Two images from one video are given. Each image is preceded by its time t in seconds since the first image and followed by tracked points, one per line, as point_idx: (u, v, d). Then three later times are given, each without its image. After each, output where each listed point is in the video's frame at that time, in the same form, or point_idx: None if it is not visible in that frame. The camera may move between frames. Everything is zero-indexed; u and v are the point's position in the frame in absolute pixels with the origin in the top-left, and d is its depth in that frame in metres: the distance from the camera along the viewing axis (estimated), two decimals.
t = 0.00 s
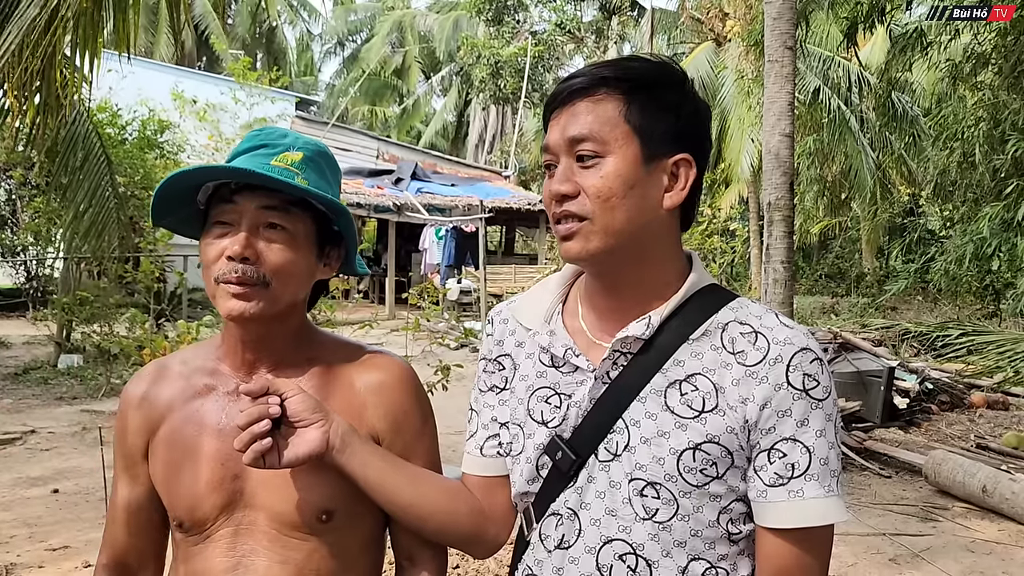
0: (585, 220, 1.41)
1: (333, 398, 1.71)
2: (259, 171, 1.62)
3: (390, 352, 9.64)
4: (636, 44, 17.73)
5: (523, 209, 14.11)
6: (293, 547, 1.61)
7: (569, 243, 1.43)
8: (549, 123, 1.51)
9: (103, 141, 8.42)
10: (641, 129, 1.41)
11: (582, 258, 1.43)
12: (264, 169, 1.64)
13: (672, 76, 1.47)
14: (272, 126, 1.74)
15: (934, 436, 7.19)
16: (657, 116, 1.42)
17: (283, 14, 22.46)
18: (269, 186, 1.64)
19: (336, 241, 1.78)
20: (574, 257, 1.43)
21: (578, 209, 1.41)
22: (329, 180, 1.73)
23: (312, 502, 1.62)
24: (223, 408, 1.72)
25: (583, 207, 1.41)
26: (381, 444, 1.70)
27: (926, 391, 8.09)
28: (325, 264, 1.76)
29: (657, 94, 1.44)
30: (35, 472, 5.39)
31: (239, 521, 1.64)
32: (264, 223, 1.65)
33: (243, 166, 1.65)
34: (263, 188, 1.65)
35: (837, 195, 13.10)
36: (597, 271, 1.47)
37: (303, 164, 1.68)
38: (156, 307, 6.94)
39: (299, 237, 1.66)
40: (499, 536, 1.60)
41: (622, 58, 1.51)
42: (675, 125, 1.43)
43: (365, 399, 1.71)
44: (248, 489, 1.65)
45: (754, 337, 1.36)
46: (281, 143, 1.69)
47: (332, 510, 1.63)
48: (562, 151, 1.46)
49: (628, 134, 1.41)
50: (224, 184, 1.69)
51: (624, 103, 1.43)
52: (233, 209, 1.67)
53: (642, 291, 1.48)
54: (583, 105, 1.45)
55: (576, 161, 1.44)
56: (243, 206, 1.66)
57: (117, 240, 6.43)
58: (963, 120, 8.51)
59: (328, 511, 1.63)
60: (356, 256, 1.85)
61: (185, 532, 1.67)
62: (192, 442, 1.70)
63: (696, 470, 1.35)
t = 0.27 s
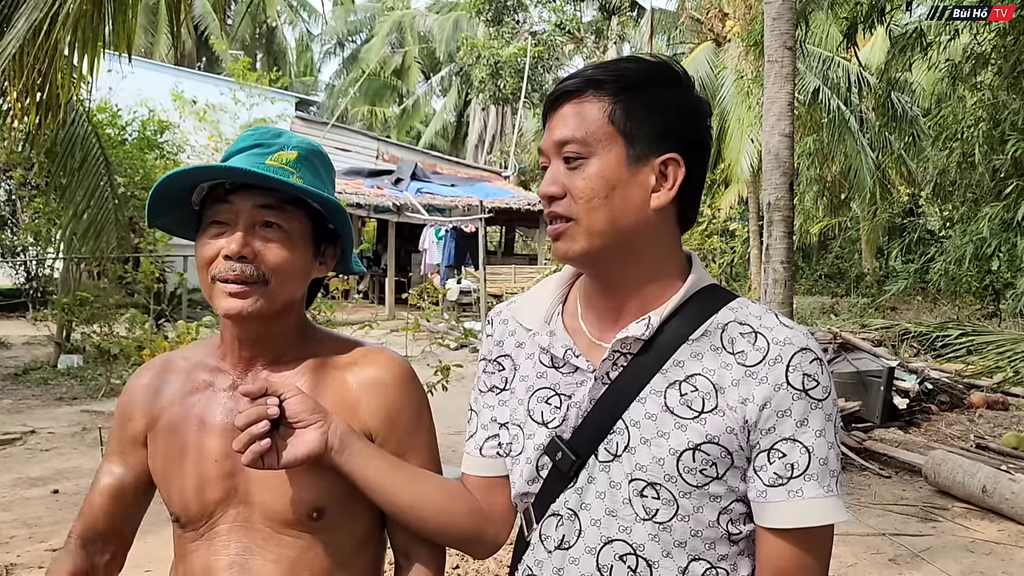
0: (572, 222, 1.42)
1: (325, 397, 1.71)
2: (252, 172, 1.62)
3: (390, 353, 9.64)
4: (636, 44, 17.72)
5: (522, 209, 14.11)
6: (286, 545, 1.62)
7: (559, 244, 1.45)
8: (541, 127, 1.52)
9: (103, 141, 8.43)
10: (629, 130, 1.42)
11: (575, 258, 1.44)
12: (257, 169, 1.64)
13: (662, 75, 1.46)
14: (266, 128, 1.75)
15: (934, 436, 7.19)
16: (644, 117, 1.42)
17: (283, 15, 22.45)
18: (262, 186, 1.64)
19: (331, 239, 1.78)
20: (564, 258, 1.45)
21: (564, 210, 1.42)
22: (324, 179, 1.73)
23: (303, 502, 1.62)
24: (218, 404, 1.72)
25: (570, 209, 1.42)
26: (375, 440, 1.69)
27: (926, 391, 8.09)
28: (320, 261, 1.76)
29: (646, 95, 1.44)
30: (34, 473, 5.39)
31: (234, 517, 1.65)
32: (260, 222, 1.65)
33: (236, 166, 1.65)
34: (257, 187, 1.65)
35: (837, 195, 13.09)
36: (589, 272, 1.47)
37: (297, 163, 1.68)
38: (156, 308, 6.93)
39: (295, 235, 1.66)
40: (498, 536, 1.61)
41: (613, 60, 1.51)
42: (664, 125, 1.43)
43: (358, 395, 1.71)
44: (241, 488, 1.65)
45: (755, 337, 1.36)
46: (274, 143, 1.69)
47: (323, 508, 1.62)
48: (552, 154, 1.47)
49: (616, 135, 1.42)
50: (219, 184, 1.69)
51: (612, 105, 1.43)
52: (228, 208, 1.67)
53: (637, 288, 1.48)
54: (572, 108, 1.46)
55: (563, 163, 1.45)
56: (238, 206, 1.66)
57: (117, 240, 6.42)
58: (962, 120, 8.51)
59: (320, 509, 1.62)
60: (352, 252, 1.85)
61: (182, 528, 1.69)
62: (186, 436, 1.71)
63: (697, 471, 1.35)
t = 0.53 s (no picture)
0: (574, 222, 1.42)
1: (337, 397, 1.72)
2: (258, 168, 1.62)
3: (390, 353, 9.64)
4: (636, 45, 17.72)
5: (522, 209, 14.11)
6: (293, 542, 1.61)
7: (560, 245, 1.44)
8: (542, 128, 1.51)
9: (103, 142, 8.43)
10: (630, 130, 1.42)
11: (578, 259, 1.44)
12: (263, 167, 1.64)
13: (662, 77, 1.47)
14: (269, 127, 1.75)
15: (934, 436, 7.20)
16: (645, 118, 1.42)
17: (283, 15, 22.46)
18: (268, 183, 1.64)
19: (336, 236, 1.79)
20: (568, 258, 1.44)
21: (565, 211, 1.42)
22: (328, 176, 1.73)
23: (318, 497, 1.62)
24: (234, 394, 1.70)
25: (572, 209, 1.41)
26: (387, 441, 1.72)
27: (926, 392, 8.10)
28: (326, 260, 1.76)
29: (646, 96, 1.44)
30: (34, 473, 5.39)
31: (240, 516, 1.63)
32: (267, 219, 1.65)
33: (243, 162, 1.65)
34: (263, 184, 1.65)
35: (837, 195, 13.08)
36: (594, 272, 1.47)
37: (303, 161, 1.68)
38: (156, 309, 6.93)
39: (302, 232, 1.67)
40: (498, 537, 1.60)
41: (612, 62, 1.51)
42: (663, 126, 1.43)
43: (371, 395, 1.72)
44: (252, 484, 1.64)
45: (754, 338, 1.36)
46: (279, 142, 1.69)
47: (340, 501, 1.63)
48: (553, 155, 1.47)
49: (617, 135, 1.41)
50: (226, 183, 1.69)
51: (613, 106, 1.43)
52: (236, 207, 1.67)
53: (643, 286, 1.48)
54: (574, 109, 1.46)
55: (564, 164, 1.45)
56: (246, 204, 1.66)
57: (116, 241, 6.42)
58: (962, 121, 8.52)
59: (335, 503, 1.63)
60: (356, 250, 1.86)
61: (183, 524, 1.63)
62: (198, 422, 1.68)
63: (696, 472, 1.35)
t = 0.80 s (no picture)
0: (582, 222, 1.41)
1: (349, 400, 1.73)
2: (274, 165, 1.62)
3: (389, 354, 9.65)
4: (635, 45, 17.72)
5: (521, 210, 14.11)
6: (300, 544, 1.60)
7: (566, 243, 1.44)
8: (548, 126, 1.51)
9: (101, 142, 8.43)
10: (636, 130, 1.42)
11: (587, 259, 1.43)
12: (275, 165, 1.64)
13: (667, 77, 1.47)
14: (277, 126, 1.75)
15: (933, 436, 7.21)
16: (652, 119, 1.43)
17: (282, 15, 22.43)
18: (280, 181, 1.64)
19: (347, 236, 1.80)
20: (576, 258, 1.44)
21: (572, 210, 1.42)
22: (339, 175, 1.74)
23: (332, 500, 1.64)
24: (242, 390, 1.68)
25: (580, 209, 1.41)
26: (394, 448, 1.75)
27: (925, 392, 8.10)
28: (339, 260, 1.78)
29: (650, 96, 1.44)
30: (33, 475, 5.39)
31: (246, 519, 1.60)
32: (279, 217, 1.65)
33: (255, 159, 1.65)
34: (275, 183, 1.66)
35: (836, 196, 13.08)
36: (602, 273, 1.47)
37: (314, 160, 1.69)
38: (154, 310, 6.93)
39: (315, 230, 1.68)
40: (498, 538, 1.60)
41: (613, 61, 1.51)
42: (668, 126, 1.43)
43: (382, 400, 1.76)
44: (261, 485, 1.62)
45: (753, 339, 1.36)
46: (291, 142, 1.70)
47: (353, 505, 1.66)
48: (558, 153, 1.47)
49: (623, 136, 1.42)
50: (238, 182, 1.69)
51: (619, 105, 1.43)
52: (250, 205, 1.67)
53: (650, 284, 1.48)
54: (582, 107, 1.45)
55: (571, 163, 1.45)
56: (258, 202, 1.66)
57: (116, 241, 6.43)
58: (961, 121, 8.53)
59: (348, 505, 1.65)
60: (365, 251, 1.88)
61: (187, 526, 1.58)
62: (202, 420, 1.65)
63: (695, 473, 1.35)
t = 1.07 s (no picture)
0: (581, 220, 1.41)
1: (350, 399, 1.73)
2: (277, 164, 1.62)
3: (388, 353, 9.66)
4: (633, 45, 17.73)
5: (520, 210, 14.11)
6: (299, 544, 1.60)
7: (565, 241, 1.44)
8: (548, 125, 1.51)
9: (100, 142, 8.42)
10: (637, 129, 1.42)
11: (586, 258, 1.43)
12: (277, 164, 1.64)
13: (668, 76, 1.47)
14: (279, 125, 1.75)
15: (932, 435, 7.21)
16: (652, 118, 1.43)
17: (280, 15, 22.42)
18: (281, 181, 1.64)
19: (349, 236, 1.80)
20: (574, 256, 1.43)
21: (570, 209, 1.42)
22: (342, 175, 1.74)
23: (330, 502, 1.63)
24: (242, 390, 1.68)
25: (580, 207, 1.41)
26: (395, 448, 1.75)
27: (924, 391, 8.10)
28: (341, 259, 1.78)
29: (650, 95, 1.44)
30: (32, 475, 5.38)
31: (247, 520, 1.60)
32: (281, 216, 1.65)
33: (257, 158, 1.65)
34: (277, 182, 1.66)
35: (834, 195, 13.09)
36: (603, 272, 1.47)
37: (317, 160, 1.69)
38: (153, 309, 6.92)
39: (318, 229, 1.68)
40: (496, 538, 1.60)
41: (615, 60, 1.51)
42: (669, 125, 1.43)
43: (382, 401, 1.76)
44: (262, 485, 1.62)
45: (753, 339, 1.36)
46: (293, 142, 1.70)
47: (352, 506, 1.65)
48: (558, 152, 1.47)
49: (622, 134, 1.42)
50: (240, 181, 1.69)
51: (619, 103, 1.43)
52: (252, 204, 1.67)
53: (649, 284, 1.49)
54: (582, 106, 1.45)
55: (570, 161, 1.45)
56: (261, 201, 1.66)
57: (115, 241, 6.42)
58: (960, 120, 8.53)
59: (348, 506, 1.65)
60: (367, 251, 1.89)
61: (185, 527, 1.58)
62: (201, 420, 1.64)
63: (695, 473, 1.35)
